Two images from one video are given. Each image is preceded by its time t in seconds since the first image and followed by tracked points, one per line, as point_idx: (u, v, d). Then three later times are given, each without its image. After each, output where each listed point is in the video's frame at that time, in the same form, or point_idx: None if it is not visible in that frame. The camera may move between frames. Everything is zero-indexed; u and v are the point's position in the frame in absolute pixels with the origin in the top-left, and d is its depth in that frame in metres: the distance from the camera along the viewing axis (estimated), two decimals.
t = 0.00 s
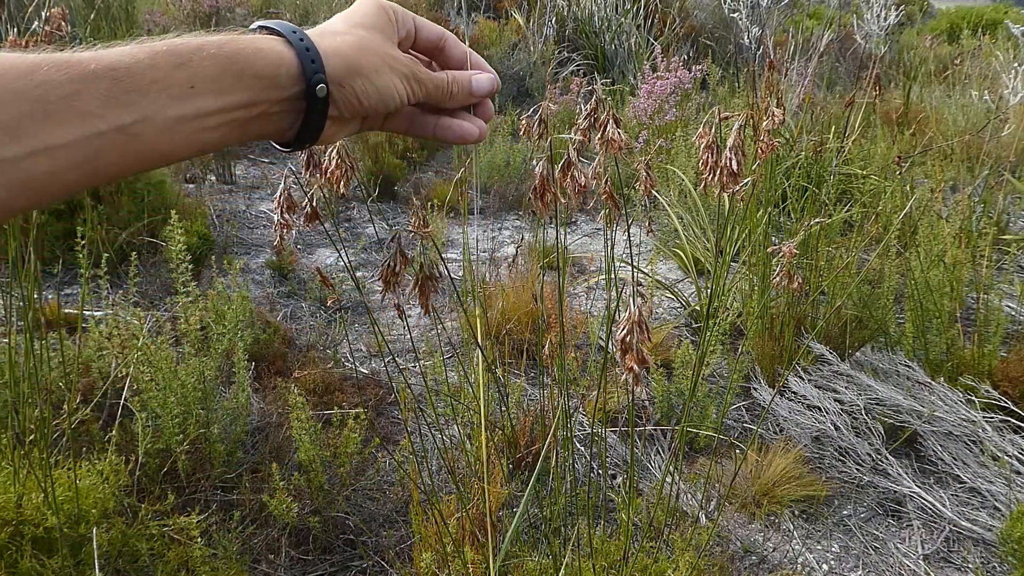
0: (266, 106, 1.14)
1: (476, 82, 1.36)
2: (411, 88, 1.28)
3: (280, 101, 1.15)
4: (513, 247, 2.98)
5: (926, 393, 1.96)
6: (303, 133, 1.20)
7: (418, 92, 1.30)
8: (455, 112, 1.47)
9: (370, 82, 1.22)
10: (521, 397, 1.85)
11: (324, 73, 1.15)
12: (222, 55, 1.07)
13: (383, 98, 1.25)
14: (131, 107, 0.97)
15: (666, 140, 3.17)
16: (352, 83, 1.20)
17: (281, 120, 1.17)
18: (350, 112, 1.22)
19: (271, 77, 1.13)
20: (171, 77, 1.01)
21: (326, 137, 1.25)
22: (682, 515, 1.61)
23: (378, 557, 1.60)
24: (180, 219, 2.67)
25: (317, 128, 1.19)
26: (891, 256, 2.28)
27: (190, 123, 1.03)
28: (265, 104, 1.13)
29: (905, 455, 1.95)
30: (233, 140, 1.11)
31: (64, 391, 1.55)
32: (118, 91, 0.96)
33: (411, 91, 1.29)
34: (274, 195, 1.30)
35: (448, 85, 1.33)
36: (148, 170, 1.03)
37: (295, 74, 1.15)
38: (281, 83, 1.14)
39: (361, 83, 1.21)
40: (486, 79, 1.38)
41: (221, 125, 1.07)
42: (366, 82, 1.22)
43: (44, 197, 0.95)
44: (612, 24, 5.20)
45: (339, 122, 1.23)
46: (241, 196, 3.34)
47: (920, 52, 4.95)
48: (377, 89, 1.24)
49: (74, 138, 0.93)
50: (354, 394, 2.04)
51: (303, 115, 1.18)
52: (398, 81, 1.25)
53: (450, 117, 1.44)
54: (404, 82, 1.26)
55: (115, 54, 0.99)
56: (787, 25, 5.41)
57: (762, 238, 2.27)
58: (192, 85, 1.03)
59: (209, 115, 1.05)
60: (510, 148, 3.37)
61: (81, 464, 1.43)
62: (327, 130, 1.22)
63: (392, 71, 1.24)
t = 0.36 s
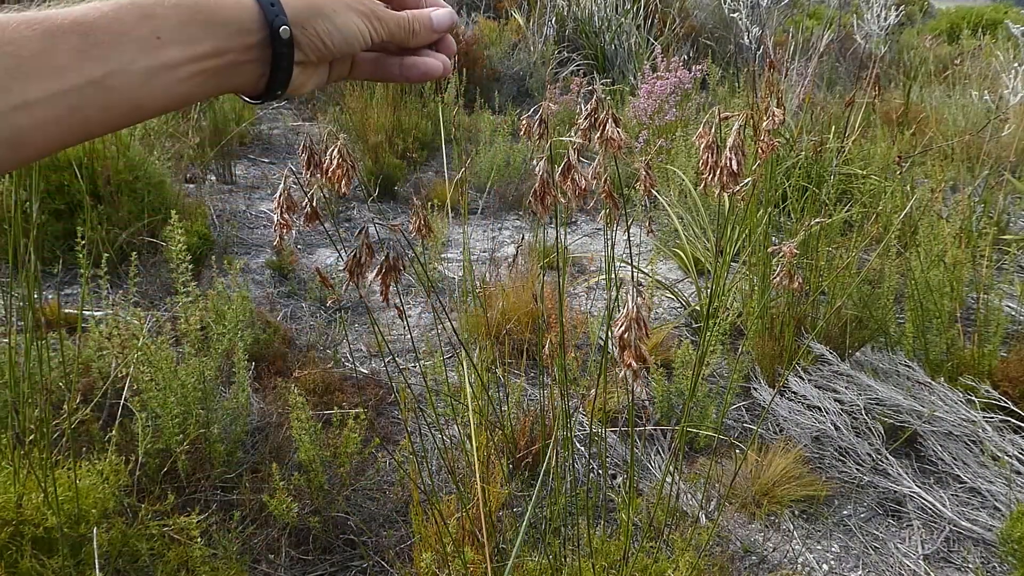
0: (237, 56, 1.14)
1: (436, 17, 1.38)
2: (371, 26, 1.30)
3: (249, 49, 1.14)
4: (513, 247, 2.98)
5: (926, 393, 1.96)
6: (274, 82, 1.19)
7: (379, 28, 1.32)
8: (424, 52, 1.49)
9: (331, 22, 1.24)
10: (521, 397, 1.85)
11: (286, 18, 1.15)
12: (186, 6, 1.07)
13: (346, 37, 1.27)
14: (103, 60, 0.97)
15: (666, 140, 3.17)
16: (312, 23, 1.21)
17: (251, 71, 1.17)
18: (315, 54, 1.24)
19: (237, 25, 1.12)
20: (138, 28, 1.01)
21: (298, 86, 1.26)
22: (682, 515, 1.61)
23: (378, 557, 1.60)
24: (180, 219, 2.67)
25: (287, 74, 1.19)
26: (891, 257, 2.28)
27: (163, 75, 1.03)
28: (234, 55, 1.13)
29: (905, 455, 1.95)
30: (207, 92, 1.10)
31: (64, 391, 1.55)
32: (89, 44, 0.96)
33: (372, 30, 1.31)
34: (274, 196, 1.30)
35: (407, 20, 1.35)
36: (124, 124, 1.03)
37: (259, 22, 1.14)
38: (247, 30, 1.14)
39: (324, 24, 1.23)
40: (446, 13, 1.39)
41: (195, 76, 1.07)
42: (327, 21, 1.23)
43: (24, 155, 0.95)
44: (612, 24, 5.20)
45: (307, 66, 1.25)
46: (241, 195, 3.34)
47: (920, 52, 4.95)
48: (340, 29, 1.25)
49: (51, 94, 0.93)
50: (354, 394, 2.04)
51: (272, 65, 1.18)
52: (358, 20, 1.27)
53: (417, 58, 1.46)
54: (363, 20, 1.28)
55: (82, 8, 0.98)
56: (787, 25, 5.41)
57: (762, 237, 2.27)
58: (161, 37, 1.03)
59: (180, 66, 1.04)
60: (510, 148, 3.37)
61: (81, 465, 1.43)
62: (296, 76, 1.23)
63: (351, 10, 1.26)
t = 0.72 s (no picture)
0: (237, 117, 1.17)
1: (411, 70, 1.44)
2: (358, 85, 1.34)
3: (249, 111, 1.18)
4: (513, 247, 2.98)
5: (926, 393, 1.96)
6: (271, 142, 1.23)
7: (365, 86, 1.37)
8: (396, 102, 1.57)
9: (323, 84, 1.28)
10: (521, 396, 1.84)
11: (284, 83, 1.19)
12: (191, 71, 1.10)
13: (336, 96, 1.30)
14: (113, 121, 0.99)
15: (666, 140, 3.17)
16: (307, 86, 1.24)
17: (249, 132, 1.20)
18: (309, 114, 1.27)
19: (238, 89, 1.16)
20: (147, 92, 1.03)
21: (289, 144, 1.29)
22: (682, 515, 1.61)
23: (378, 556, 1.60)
24: (180, 219, 2.66)
25: (285, 131, 1.22)
26: (891, 257, 2.28)
27: (169, 134, 1.05)
28: (236, 116, 1.16)
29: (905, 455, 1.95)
30: (210, 152, 1.13)
31: (64, 391, 1.55)
32: (100, 108, 0.98)
33: (358, 87, 1.35)
34: (274, 195, 1.30)
35: (388, 77, 1.40)
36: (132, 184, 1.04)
37: (258, 86, 1.18)
38: (247, 93, 1.17)
39: (318, 87, 1.26)
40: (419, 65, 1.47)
41: (200, 135, 1.09)
42: (320, 83, 1.27)
43: (35, 214, 0.94)
44: (612, 24, 5.20)
45: (299, 125, 1.27)
46: (241, 196, 3.34)
47: (921, 52, 4.95)
48: (332, 90, 1.29)
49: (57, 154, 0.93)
50: (354, 394, 2.04)
51: (269, 125, 1.21)
52: (347, 80, 1.32)
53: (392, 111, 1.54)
54: (351, 80, 1.33)
55: (94, 75, 1.01)
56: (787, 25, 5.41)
57: (762, 237, 2.27)
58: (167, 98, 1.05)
59: (185, 127, 1.07)
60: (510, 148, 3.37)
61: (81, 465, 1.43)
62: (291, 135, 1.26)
63: (339, 70, 1.31)
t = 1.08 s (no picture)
0: (213, 113, 1.17)
1: (393, 61, 1.41)
2: (338, 79, 1.32)
3: (224, 109, 1.18)
4: (513, 247, 2.98)
5: (926, 393, 1.96)
6: (247, 140, 1.23)
7: (346, 79, 1.34)
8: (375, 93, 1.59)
9: (300, 81, 1.26)
10: (521, 396, 1.85)
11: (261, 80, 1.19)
12: (165, 71, 1.10)
13: (315, 92, 1.29)
14: (85, 121, 0.99)
15: (666, 140, 3.17)
16: (282, 83, 1.23)
17: (225, 131, 1.20)
18: (286, 110, 1.26)
19: (214, 87, 1.16)
20: (119, 92, 1.04)
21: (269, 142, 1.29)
22: (682, 515, 1.61)
23: (378, 557, 1.61)
24: (180, 219, 2.67)
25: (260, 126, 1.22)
26: (891, 257, 2.28)
27: (143, 128, 1.05)
28: (211, 113, 1.16)
29: (904, 455, 1.95)
30: (185, 152, 1.13)
31: (64, 391, 1.55)
32: (72, 108, 0.98)
33: (338, 82, 1.32)
34: (274, 197, 1.31)
35: (368, 69, 1.37)
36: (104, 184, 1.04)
37: (234, 83, 1.18)
38: (222, 92, 1.17)
39: (294, 83, 1.25)
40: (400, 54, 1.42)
41: (175, 131, 1.10)
42: (297, 80, 1.26)
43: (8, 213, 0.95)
44: (612, 24, 5.20)
45: (279, 123, 1.27)
46: (240, 196, 3.34)
47: (921, 52, 4.95)
48: (310, 86, 1.28)
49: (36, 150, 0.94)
50: (354, 394, 2.04)
51: (245, 124, 1.21)
52: (325, 76, 1.30)
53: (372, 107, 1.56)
54: (330, 75, 1.30)
55: (65, 76, 1.01)
56: (787, 25, 5.41)
57: (761, 237, 2.27)
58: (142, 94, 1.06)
59: (159, 127, 1.07)
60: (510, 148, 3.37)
61: (81, 466, 1.43)
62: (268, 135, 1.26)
63: (317, 66, 1.29)
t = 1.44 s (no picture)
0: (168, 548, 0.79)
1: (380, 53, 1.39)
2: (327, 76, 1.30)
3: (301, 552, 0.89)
4: (513, 247, 2.98)
5: (926, 393, 1.96)
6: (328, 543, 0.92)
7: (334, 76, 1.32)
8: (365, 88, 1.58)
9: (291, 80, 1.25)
10: (521, 396, 1.85)
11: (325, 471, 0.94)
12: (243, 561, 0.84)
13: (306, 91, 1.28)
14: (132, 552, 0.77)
15: (666, 140, 3.17)
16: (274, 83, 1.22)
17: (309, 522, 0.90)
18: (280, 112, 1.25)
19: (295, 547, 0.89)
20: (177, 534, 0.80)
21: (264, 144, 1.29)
22: (682, 515, 1.61)
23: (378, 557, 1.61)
24: (181, 219, 2.67)
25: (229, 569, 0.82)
26: (892, 257, 2.28)
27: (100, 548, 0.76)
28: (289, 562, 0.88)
29: (905, 455, 1.95)
30: None
31: (64, 391, 1.56)
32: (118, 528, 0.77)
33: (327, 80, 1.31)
34: (274, 197, 1.31)
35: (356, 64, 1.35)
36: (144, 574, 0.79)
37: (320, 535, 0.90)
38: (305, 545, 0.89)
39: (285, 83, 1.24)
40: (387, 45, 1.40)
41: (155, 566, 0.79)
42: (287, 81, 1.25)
43: None
44: (612, 24, 5.20)
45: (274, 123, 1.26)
46: (241, 196, 3.34)
47: (921, 52, 4.95)
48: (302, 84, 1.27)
49: (20, 546, 0.72)
50: (354, 394, 2.04)
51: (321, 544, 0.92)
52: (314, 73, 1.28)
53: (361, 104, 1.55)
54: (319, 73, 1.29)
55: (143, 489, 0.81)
56: (787, 25, 5.41)
57: (761, 237, 2.27)
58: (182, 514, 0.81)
59: None
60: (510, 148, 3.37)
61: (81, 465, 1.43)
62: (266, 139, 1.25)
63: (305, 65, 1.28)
